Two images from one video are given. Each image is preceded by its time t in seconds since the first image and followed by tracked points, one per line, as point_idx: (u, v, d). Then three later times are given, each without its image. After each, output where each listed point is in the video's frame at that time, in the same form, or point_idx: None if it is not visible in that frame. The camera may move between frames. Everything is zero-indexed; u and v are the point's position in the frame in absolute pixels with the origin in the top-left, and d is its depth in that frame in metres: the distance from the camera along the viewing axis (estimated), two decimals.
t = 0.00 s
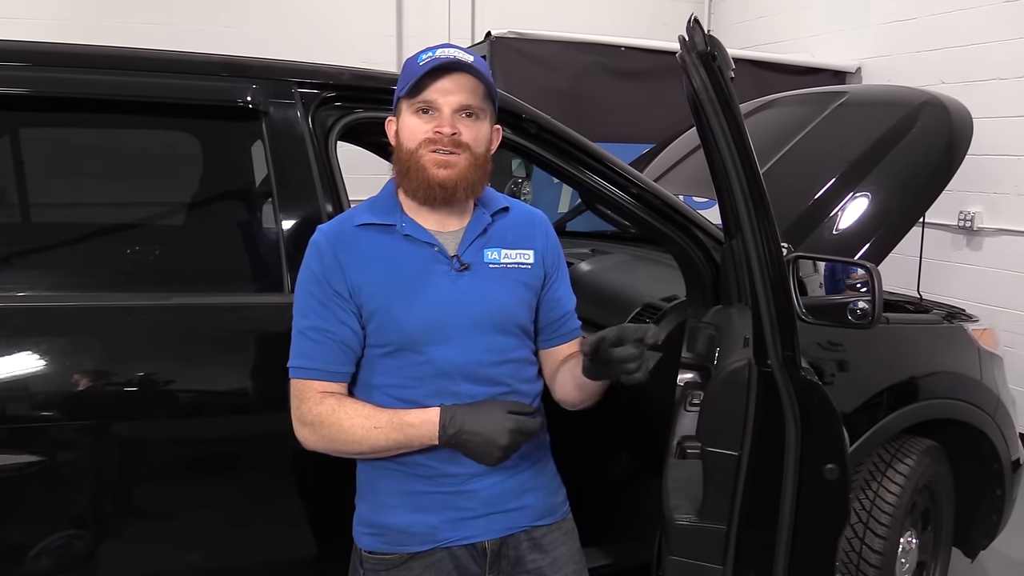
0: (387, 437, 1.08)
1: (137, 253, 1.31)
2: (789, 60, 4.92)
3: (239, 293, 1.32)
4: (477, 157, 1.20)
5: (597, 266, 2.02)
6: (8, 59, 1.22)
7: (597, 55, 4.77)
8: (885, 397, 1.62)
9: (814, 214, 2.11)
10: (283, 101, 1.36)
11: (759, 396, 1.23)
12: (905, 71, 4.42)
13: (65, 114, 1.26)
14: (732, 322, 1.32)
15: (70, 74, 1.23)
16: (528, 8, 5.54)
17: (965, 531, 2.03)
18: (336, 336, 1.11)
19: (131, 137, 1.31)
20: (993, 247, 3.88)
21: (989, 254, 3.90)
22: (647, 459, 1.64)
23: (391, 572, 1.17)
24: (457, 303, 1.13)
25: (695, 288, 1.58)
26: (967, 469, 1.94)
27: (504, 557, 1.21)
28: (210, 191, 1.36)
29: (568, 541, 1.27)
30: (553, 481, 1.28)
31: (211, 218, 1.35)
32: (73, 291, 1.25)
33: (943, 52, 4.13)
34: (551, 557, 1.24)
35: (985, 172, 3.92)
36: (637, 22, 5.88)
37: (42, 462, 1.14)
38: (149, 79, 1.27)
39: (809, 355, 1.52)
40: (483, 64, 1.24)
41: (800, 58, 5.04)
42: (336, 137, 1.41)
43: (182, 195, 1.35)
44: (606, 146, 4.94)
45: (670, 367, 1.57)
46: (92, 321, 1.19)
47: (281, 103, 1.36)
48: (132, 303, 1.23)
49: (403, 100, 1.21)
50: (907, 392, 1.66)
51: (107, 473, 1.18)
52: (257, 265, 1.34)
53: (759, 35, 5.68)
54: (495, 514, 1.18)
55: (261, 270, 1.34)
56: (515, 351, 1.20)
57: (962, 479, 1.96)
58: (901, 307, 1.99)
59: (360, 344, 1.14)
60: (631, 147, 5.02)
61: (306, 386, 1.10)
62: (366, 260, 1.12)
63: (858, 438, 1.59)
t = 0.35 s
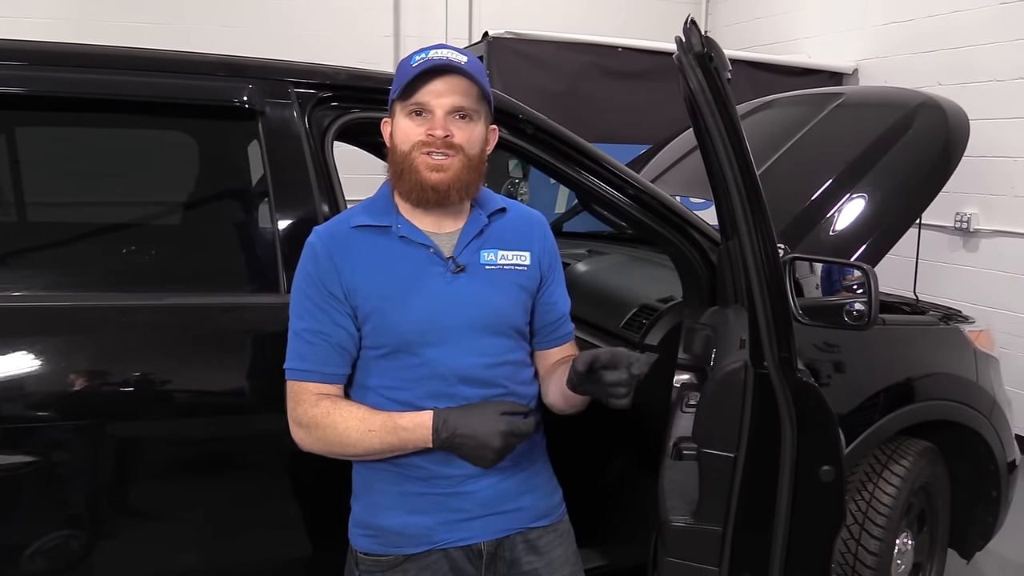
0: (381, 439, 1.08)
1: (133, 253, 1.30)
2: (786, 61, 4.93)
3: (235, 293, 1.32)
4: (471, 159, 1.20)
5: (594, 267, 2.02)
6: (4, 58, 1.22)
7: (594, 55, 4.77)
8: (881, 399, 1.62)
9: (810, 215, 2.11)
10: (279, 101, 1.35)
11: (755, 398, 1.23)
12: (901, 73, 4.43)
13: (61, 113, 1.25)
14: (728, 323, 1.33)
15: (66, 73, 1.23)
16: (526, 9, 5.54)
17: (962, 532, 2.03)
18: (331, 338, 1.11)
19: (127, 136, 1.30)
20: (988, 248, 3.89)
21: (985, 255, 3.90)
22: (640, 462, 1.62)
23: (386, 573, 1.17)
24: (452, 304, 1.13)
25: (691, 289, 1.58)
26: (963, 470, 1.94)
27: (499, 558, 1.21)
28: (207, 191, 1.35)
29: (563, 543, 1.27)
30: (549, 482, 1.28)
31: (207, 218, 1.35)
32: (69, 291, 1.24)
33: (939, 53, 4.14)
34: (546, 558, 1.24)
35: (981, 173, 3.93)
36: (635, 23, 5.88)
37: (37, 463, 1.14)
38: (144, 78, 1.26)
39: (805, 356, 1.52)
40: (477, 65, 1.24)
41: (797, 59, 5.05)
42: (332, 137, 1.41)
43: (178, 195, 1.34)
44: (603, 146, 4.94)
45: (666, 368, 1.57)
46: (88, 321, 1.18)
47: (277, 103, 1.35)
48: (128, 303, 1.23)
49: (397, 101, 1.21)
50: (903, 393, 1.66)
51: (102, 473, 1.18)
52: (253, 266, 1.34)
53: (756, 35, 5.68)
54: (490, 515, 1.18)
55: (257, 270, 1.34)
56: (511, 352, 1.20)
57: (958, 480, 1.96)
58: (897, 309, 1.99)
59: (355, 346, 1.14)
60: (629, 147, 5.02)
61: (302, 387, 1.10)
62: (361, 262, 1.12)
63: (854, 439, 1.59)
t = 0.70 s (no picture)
0: (378, 447, 1.09)
1: (131, 252, 1.30)
2: (784, 62, 4.93)
3: (232, 293, 1.32)
4: (470, 162, 1.19)
5: (592, 267, 2.02)
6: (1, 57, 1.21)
7: (593, 56, 4.78)
8: (878, 400, 1.62)
9: (808, 216, 2.11)
10: (277, 100, 1.35)
11: (753, 398, 1.23)
12: (899, 74, 4.44)
13: (58, 112, 1.25)
14: (726, 324, 1.33)
15: (63, 72, 1.23)
16: (525, 9, 5.54)
17: (959, 532, 2.04)
18: (329, 340, 1.10)
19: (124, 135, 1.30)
20: (986, 249, 3.89)
21: (983, 257, 3.91)
22: (639, 463, 1.62)
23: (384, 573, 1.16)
24: (452, 305, 1.13)
25: (690, 289, 1.58)
26: (960, 471, 1.95)
27: (498, 558, 1.21)
28: (205, 191, 1.35)
29: (561, 543, 1.27)
30: (547, 482, 1.28)
31: (204, 218, 1.34)
32: (65, 290, 1.24)
33: (937, 55, 4.14)
34: (545, 558, 1.23)
35: (979, 175, 3.93)
36: (633, 23, 5.89)
37: (33, 463, 1.13)
38: (142, 77, 1.26)
39: (803, 357, 1.52)
40: (475, 66, 1.23)
41: (795, 60, 5.06)
42: (330, 137, 1.40)
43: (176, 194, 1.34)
44: (601, 147, 4.94)
45: (664, 368, 1.57)
46: (84, 321, 1.18)
47: (275, 103, 1.35)
48: (125, 303, 1.22)
49: (394, 104, 1.21)
50: (901, 394, 1.66)
51: (99, 473, 1.17)
52: (251, 266, 1.34)
53: (754, 37, 5.69)
54: (489, 515, 1.18)
55: (254, 271, 1.34)
56: (510, 353, 1.20)
57: (956, 481, 1.97)
58: (895, 310, 1.99)
59: (354, 347, 1.14)
60: (627, 148, 5.02)
61: (300, 390, 1.10)
62: (359, 263, 1.12)
63: (853, 440, 1.59)
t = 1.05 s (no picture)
0: (384, 460, 1.08)
1: (129, 252, 1.30)
2: (783, 62, 4.93)
3: (231, 292, 1.31)
4: (469, 159, 1.19)
5: (591, 267, 2.02)
6: None
7: (593, 56, 4.77)
8: (878, 400, 1.62)
9: (807, 216, 2.11)
10: (276, 100, 1.35)
11: (754, 398, 1.23)
12: (899, 74, 4.44)
13: (56, 111, 1.24)
14: (726, 324, 1.33)
15: (61, 70, 1.22)
16: (524, 9, 5.54)
17: (959, 533, 2.04)
18: (332, 340, 1.10)
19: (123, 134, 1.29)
20: (986, 250, 3.89)
21: (983, 257, 3.91)
22: (638, 464, 1.61)
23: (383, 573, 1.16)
24: (455, 303, 1.13)
25: (690, 289, 1.58)
26: (960, 472, 1.95)
27: (498, 558, 1.21)
28: (203, 190, 1.34)
29: (561, 541, 1.27)
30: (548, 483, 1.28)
31: (203, 217, 1.34)
32: (64, 290, 1.23)
33: (937, 55, 4.15)
34: (544, 557, 1.23)
35: (979, 175, 3.93)
36: (633, 23, 5.89)
37: (31, 462, 1.13)
38: (140, 76, 1.26)
39: (803, 357, 1.52)
40: (471, 63, 1.23)
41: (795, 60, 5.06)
42: (329, 136, 1.40)
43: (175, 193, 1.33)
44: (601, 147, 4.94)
45: (664, 368, 1.57)
46: (84, 320, 1.17)
47: (274, 102, 1.35)
48: (124, 302, 1.22)
49: (391, 104, 1.20)
50: (900, 395, 1.66)
51: (98, 473, 1.17)
52: (250, 265, 1.33)
53: (754, 37, 5.69)
54: (490, 516, 1.18)
55: (253, 270, 1.33)
56: (512, 351, 1.19)
57: (956, 483, 1.97)
58: (894, 310, 1.99)
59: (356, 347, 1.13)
60: (626, 148, 5.02)
61: (304, 392, 1.09)
62: (362, 262, 1.11)
63: (853, 440, 1.59)
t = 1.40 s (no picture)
0: (375, 456, 1.07)
1: (129, 251, 1.30)
2: (783, 61, 4.93)
3: (230, 291, 1.31)
4: (469, 146, 1.19)
5: (591, 266, 2.01)
6: None
7: (593, 55, 4.77)
8: (878, 399, 1.62)
9: (808, 214, 2.10)
10: (275, 98, 1.35)
11: (754, 397, 1.23)
12: (899, 73, 4.43)
13: (55, 110, 1.24)
14: (726, 323, 1.30)
15: (59, 69, 1.22)
16: (524, 8, 5.53)
17: (960, 533, 2.04)
18: (328, 336, 1.10)
19: (122, 133, 1.29)
20: (986, 248, 3.89)
21: (983, 256, 3.91)
22: (638, 463, 1.61)
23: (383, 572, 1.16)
24: (453, 301, 1.12)
25: (690, 288, 1.57)
26: (959, 471, 1.95)
27: (497, 557, 1.20)
28: (203, 189, 1.34)
29: (560, 541, 1.27)
30: (545, 481, 1.29)
31: (203, 216, 1.33)
32: (63, 289, 1.23)
33: (937, 54, 4.14)
34: (543, 557, 1.24)
35: (979, 174, 3.93)
36: (633, 22, 5.88)
37: (30, 462, 1.13)
38: (138, 75, 1.25)
39: (803, 357, 1.52)
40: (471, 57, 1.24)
41: (795, 58, 5.05)
42: (328, 135, 1.39)
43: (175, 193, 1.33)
44: (601, 146, 4.94)
45: (664, 367, 1.57)
46: (83, 320, 1.17)
47: (273, 100, 1.34)
48: (123, 301, 1.22)
49: (392, 96, 1.22)
50: (900, 394, 1.66)
51: (98, 472, 1.17)
52: (249, 264, 1.33)
53: (754, 36, 5.68)
54: (489, 513, 1.18)
55: (252, 269, 1.33)
56: (510, 350, 1.19)
57: (956, 482, 1.97)
58: (894, 309, 1.99)
59: (353, 343, 1.13)
60: (626, 147, 5.02)
61: (299, 387, 1.09)
62: (359, 258, 1.11)
63: (853, 439, 1.59)
